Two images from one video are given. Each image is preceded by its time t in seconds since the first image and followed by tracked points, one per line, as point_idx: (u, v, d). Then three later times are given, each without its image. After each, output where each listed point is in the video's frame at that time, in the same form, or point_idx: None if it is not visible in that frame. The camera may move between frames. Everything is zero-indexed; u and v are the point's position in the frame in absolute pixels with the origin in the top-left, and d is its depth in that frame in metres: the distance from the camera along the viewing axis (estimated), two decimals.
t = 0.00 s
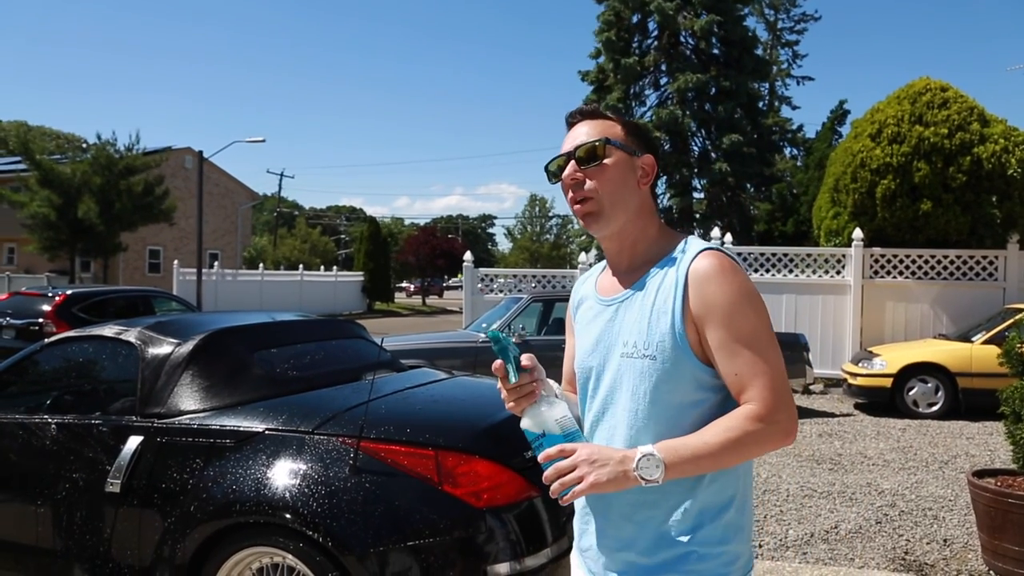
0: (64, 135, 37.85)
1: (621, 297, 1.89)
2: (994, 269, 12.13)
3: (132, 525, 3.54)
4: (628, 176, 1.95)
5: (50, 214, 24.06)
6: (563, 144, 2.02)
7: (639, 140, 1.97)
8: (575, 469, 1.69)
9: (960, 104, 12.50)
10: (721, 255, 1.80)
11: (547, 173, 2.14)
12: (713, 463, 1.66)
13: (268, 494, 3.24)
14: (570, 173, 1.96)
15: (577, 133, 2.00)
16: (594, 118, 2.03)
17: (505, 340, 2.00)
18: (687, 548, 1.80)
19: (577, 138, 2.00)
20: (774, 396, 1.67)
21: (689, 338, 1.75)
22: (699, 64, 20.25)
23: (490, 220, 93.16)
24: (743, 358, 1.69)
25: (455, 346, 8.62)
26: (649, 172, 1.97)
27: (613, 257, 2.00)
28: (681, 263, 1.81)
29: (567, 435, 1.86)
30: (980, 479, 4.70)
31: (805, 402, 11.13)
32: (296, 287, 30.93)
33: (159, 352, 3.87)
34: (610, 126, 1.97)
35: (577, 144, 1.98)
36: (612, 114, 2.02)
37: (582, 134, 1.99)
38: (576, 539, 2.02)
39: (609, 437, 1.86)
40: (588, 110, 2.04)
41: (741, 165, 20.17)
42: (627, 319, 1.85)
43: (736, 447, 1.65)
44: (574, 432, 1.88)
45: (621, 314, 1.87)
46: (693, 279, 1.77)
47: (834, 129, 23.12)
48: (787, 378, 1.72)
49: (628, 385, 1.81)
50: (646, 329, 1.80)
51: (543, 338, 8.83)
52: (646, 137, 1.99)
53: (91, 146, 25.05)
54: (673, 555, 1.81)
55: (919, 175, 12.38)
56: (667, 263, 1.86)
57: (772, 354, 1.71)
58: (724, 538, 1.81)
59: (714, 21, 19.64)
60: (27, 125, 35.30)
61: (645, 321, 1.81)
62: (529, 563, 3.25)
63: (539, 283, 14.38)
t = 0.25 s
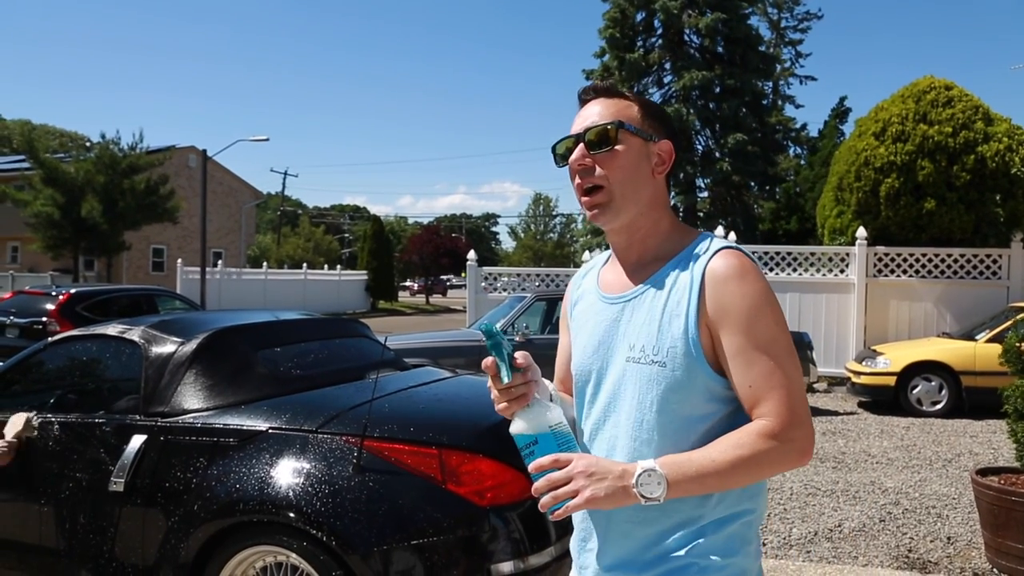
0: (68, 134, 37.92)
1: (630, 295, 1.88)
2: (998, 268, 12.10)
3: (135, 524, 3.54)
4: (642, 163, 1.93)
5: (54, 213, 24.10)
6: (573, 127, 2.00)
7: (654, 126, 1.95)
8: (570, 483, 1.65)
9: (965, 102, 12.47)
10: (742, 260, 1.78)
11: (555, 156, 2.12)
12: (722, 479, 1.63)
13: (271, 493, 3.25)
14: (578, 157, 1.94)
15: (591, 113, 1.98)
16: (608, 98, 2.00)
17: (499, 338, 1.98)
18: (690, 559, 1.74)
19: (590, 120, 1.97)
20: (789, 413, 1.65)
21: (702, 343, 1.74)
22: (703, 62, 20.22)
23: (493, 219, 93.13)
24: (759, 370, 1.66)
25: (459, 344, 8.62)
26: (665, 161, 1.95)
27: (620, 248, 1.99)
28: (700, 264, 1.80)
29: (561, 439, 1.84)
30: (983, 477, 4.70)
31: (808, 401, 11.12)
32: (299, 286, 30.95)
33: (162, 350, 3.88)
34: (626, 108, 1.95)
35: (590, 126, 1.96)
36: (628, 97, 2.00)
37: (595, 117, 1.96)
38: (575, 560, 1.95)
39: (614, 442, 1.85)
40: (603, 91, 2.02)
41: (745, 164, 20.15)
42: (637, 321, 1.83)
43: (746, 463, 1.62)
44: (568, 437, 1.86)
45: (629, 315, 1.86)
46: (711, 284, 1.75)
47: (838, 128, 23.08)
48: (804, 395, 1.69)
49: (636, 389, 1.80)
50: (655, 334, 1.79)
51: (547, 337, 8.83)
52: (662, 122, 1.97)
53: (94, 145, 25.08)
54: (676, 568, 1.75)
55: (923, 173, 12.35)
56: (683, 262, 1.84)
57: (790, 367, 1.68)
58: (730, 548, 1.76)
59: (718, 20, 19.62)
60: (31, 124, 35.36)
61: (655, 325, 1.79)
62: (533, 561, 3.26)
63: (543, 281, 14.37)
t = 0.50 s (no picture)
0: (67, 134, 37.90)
1: (630, 291, 1.88)
2: (997, 267, 12.11)
3: (135, 524, 3.55)
4: (641, 155, 1.92)
5: (54, 212, 24.08)
6: (573, 117, 1.99)
7: (655, 117, 1.94)
8: (563, 483, 1.66)
9: (964, 101, 12.48)
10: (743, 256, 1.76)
11: (554, 146, 2.11)
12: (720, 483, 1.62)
13: (271, 493, 3.25)
14: (576, 149, 1.94)
15: (590, 101, 1.97)
16: (609, 87, 1.99)
17: (498, 331, 1.98)
18: (675, 560, 1.75)
19: (590, 109, 1.97)
20: (789, 414, 1.64)
21: (699, 341, 1.74)
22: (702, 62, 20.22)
23: (492, 219, 93.10)
24: (758, 370, 1.66)
25: (458, 344, 8.62)
26: (666, 152, 1.94)
27: (619, 240, 1.99)
28: (699, 261, 1.79)
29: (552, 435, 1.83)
30: (982, 476, 4.70)
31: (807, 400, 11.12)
32: (299, 286, 30.94)
33: (162, 350, 3.88)
34: (626, 98, 1.94)
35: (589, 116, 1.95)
36: (629, 86, 1.98)
37: (595, 106, 1.96)
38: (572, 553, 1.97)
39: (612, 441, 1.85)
40: (604, 80, 2.00)
41: (744, 163, 20.15)
42: (635, 319, 1.84)
43: (744, 464, 1.62)
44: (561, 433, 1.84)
45: (627, 313, 1.86)
46: (710, 282, 1.74)
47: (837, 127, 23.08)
48: (806, 395, 1.67)
49: (634, 387, 1.80)
50: (653, 333, 1.79)
51: (546, 337, 8.83)
52: (664, 113, 1.96)
53: (94, 144, 25.06)
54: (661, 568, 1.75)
55: (921, 172, 12.36)
56: (682, 258, 1.84)
57: (791, 367, 1.67)
58: (718, 550, 1.75)
59: (717, 20, 19.62)
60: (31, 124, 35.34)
61: (653, 324, 1.80)
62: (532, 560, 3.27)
63: (542, 281, 14.37)
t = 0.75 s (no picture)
0: (67, 136, 37.89)
1: (625, 294, 1.89)
2: (997, 266, 12.10)
3: (136, 524, 3.55)
4: (637, 165, 1.92)
5: (54, 214, 24.08)
6: (572, 127, 2.00)
7: (652, 126, 1.94)
8: (552, 472, 1.70)
9: (963, 101, 12.48)
10: (730, 258, 1.77)
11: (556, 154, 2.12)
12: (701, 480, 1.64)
13: (271, 494, 3.25)
14: (574, 159, 1.96)
15: (590, 113, 1.97)
16: (608, 98, 1.99)
17: (504, 322, 2.01)
18: (659, 553, 1.76)
19: (588, 120, 1.98)
20: (771, 416, 1.65)
21: (687, 343, 1.74)
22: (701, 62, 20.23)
23: (492, 220, 93.14)
24: (742, 373, 1.66)
25: (458, 345, 8.62)
26: (662, 160, 1.94)
27: (618, 247, 2.00)
28: (689, 263, 1.80)
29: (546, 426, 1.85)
30: (982, 476, 4.69)
31: (808, 400, 11.13)
32: (299, 287, 30.95)
33: (162, 351, 3.88)
34: (623, 109, 1.94)
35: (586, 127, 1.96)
36: (627, 96, 1.99)
37: (592, 117, 1.97)
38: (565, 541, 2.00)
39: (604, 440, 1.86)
40: (601, 91, 2.01)
41: (744, 163, 20.16)
42: (629, 320, 1.85)
43: (726, 463, 1.63)
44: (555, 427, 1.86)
45: (622, 314, 1.87)
46: (699, 284, 1.74)
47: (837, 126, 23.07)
48: (788, 399, 1.68)
49: (624, 387, 1.81)
50: (643, 334, 1.80)
51: (547, 337, 8.84)
52: (661, 123, 1.96)
53: (94, 146, 25.07)
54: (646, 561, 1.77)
55: (921, 172, 12.36)
56: (675, 262, 1.84)
57: (774, 371, 1.67)
58: (702, 546, 1.76)
59: (717, 20, 19.63)
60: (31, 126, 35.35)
61: (644, 326, 1.80)
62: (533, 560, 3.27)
63: (542, 281, 14.37)
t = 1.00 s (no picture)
0: (68, 138, 37.90)
1: (626, 295, 1.90)
2: (997, 267, 12.11)
3: (136, 526, 3.55)
4: (638, 176, 1.94)
5: (54, 215, 24.10)
6: (577, 141, 2.03)
7: (653, 137, 1.95)
8: (550, 459, 1.71)
9: (963, 101, 12.48)
10: (723, 258, 1.78)
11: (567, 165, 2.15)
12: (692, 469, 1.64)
13: (271, 495, 3.25)
14: (578, 170, 1.98)
15: (596, 127, 2.00)
16: (613, 112, 2.01)
17: (510, 321, 2.10)
18: (655, 549, 1.82)
19: (591, 133, 2.00)
20: (761, 409, 1.65)
21: (680, 341, 1.75)
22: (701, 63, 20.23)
23: (492, 220, 93.19)
24: (734, 367, 1.67)
25: (459, 346, 8.63)
26: (664, 171, 1.95)
27: (624, 254, 2.02)
28: (684, 263, 1.81)
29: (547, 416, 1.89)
30: (983, 476, 4.69)
31: (808, 400, 11.13)
32: (299, 288, 30.96)
33: (162, 353, 3.88)
34: (627, 123, 1.96)
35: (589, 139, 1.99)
36: (630, 109, 2.00)
37: (595, 130, 1.99)
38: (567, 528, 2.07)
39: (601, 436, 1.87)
40: (606, 105, 2.03)
41: (744, 164, 20.16)
42: (628, 318, 1.86)
43: (716, 453, 1.63)
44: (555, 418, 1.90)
45: (622, 313, 1.89)
46: (693, 280, 1.75)
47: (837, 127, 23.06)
48: (780, 394, 1.68)
49: (621, 384, 1.82)
50: (640, 330, 1.81)
51: (547, 338, 8.84)
52: (664, 133, 1.97)
53: (94, 147, 25.10)
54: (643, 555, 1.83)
55: (921, 172, 12.36)
56: (672, 261, 1.86)
57: (766, 365, 1.68)
58: (695, 544, 1.81)
59: (716, 21, 19.63)
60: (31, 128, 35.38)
61: (641, 323, 1.82)
62: (533, 561, 3.27)
63: (543, 282, 14.38)
